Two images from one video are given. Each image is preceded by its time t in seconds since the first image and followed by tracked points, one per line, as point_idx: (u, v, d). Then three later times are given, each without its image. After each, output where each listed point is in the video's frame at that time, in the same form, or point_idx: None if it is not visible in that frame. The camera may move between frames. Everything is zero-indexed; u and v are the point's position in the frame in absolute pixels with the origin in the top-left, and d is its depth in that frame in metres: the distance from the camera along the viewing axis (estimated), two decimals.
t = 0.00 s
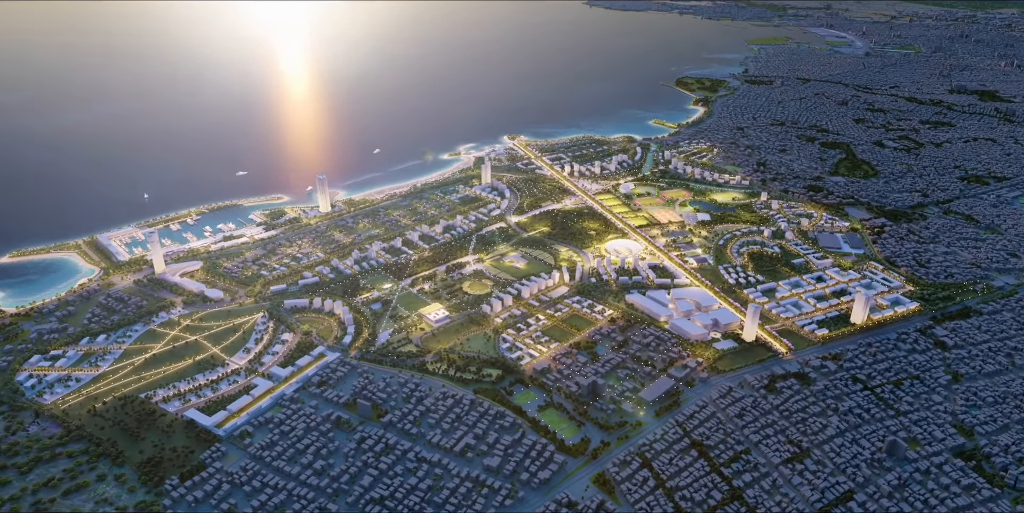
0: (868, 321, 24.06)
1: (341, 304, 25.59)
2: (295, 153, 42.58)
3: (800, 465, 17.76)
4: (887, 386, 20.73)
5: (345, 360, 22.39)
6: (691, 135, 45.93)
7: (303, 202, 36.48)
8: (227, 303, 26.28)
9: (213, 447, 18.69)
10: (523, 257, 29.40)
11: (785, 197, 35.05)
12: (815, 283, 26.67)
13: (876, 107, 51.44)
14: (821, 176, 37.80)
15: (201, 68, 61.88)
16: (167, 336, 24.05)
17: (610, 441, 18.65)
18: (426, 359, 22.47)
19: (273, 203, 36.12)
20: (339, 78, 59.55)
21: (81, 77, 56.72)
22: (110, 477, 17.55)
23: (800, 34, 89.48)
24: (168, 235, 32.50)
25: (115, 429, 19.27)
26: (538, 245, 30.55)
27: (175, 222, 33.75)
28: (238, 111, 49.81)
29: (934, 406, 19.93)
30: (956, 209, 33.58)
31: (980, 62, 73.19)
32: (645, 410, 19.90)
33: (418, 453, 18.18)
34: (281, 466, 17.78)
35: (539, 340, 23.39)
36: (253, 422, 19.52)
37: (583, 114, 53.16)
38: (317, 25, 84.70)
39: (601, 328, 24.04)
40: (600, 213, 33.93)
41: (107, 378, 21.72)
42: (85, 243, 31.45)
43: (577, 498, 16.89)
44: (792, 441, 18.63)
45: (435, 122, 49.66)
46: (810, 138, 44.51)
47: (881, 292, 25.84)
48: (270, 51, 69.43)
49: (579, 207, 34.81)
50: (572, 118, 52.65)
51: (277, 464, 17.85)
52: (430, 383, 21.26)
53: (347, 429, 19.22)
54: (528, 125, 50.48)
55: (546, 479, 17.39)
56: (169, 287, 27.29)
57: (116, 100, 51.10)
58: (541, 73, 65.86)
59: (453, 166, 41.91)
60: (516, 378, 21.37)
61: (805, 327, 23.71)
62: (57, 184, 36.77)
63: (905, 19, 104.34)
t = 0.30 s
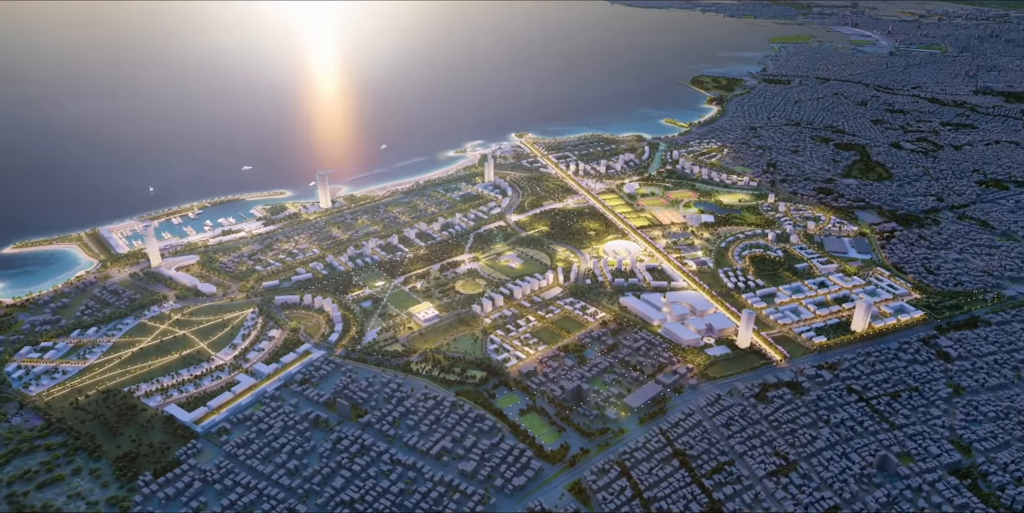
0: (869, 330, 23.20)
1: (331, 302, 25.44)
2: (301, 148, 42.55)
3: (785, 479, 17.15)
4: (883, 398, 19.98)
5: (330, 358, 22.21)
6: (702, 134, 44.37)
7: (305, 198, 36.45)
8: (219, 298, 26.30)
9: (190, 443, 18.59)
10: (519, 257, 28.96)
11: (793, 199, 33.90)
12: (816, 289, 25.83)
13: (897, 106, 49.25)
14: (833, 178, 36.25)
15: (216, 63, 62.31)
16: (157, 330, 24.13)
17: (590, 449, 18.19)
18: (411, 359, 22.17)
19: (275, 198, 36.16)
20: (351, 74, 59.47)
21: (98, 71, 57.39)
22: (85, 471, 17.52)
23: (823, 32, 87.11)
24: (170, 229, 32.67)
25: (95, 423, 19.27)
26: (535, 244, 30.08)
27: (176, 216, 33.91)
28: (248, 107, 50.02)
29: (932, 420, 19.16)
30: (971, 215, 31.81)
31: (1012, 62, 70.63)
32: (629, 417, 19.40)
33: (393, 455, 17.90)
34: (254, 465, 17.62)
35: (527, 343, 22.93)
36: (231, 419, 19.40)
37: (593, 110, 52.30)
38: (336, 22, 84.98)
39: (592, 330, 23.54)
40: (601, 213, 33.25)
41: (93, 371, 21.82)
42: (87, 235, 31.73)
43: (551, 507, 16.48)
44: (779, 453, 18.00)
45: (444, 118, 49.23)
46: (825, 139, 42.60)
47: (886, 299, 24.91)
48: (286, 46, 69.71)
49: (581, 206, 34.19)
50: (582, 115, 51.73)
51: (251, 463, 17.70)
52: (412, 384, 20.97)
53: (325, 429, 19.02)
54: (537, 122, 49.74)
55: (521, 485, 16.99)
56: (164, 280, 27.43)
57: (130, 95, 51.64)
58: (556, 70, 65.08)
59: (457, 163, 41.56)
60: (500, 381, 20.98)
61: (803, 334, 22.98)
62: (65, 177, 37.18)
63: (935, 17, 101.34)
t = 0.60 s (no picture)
0: (871, 339, 22.38)
1: (323, 298, 25.27)
2: (309, 142, 42.62)
3: (768, 493, 16.54)
4: (879, 410, 19.23)
5: (316, 355, 22.04)
6: (714, 134, 42.68)
7: (308, 192, 36.42)
8: (213, 291, 26.33)
9: (168, 437, 18.52)
10: (516, 255, 28.48)
11: (803, 200, 32.79)
12: (818, 294, 24.98)
13: (920, 107, 47.29)
14: (846, 180, 34.77)
15: (232, 58, 62.83)
16: (148, 323, 24.22)
17: (569, 455, 17.75)
18: (396, 357, 21.88)
19: (279, 192, 36.20)
20: (364, 70, 59.45)
21: (117, 64, 58.12)
22: (61, 463, 17.54)
23: (848, 30, 84.97)
24: (172, 221, 32.86)
25: (77, 414, 19.32)
26: (533, 242, 29.57)
27: (180, 209, 34.08)
28: (260, 101, 50.27)
29: (929, 434, 18.38)
30: (990, 220, 30.51)
31: None
32: (612, 423, 18.91)
33: (368, 456, 17.64)
34: (228, 461, 17.49)
35: (515, 344, 22.50)
36: (211, 414, 19.31)
37: (604, 104, 51.42)
38: (356, 19, 85.28)
39: (582, 332, 23.04)
40: (604, 212, 32.49)
41: (81, 362, 21.92)
42: (91, 227, 32.05)
43: None
44: (764, 465, 17.39)
45: (453, 115, 48.82)
46: (841, 140, 40.58)
47: (891, 307, 24.00)
48: (304, 42, 70.02)
49: (584, 205, 33.47)
50: (594, 112, 50.82)
51: (225, 459, 17.58)
52: (395, 383, 20.69)
53: (303, 427, 18.84)
54: (547, 119, 49.05)
55: (494, 490, 16.61)
56: (161, 273, 27.56)
57: (146, 88, 52.21)
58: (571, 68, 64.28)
59: (463, 160, 41.21)
60: (483, 382, 20.62)
61: (800, 342, 22.23)
62: (75, 167, 37.59)
63: (968, 16, 98.30)
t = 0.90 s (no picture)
0: (872, 348, 21.52)
1: (314, 293, 25.14)
2: (318, 138, 42.76)
3: (750, 506, 15.93)
4: (874, 423, 18.47)
5: (302, 351, 21.89)
6: (727, 133, 41.32)
7: (312, 187, 36.41)
8: (208, 284, 26.40)
9: (147, 429, 18.51)
10: (513, 253, 28.04)
11: (814, 202, 31.75)
12: (821, 300, 24.16)
13: (944, 108, 45.57)
14: (860, 182, 33.55)
15: (251, 53, 63.34)
16: (141, 314, 24.37)
17: (547, 460, 17.31)
18: (381, 355, 21.62)
19: (284, 186, 36.27)
20: (380, 68, 59.56)
21: (138, 58, 58.88)
22: (39, 452, 17.60)
23: (876, 29, 82.72)
24: (176, 213, 33.10)
25: (61, 404, 19.44)
26: (532, 240, 29.06)
27: (184, 201, 34.31)
28: (275, 98, 50.67)
29: (926, 450, 17.60)
30: (1011, 226, 29.20)
31: None
32: (594, 428, 18.41)
33: (343, 455, 17.39)
34: (203, 456, 17.40)
35: (503, 344, 22.07)
36: (191, 407, 19.24)
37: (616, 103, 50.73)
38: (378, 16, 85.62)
39: (573, 334, 22.56)
40: (607, 211, 31.77)
41: (72, 352, 22.12)
42: (97, 217, 32.43)
43: None
44: (748, 477, 16.77)
45: (464, 113, 48.56)
46: (857, 141, 38.88)
47: (896, 316, 23.08)
48: (323, 39, 70.42)
49: (587, 204, 32.73)
50: (607, 110, 50.11)
51: (201, 453, 17.50)
52: (378, 381, 20.44)
53: (281, 423, 18.68)
54: (559, 118, 48.48)
55: (467, 494, 16.25)
56: (159, 264, 27.74)
57: (164, 82, 52.82)
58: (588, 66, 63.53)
59: (470, 157, 40.87)
60: (467, 382, 20.26)
61: (797, 349, 21.48)
62: (87, 160, 38.16)
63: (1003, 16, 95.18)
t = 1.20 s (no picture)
0: (873, 357, 20.68)
1: (307, 287, 25.04)
2: (328, 134, 42.93)
3: None
4: (868, 436, 17.71)
5: (289, 344, 21.80)
6: (742, 133, 40.13)
7: (318, 181, 36.43)
8: (204, 275, 26.50)
9: (128, 420, 18.55)
10: (510, 251, 27.59)
11: (826, 205, 30.74)
12: (824, 306, 23.31)
13: (970, 110, 43.88)
14: (875, 185, 32.39)
15: (271, 48, 63.84)
16: (136, 304, 24.55)
17: (523, 463, 16.91)
18: (368, 351, 21.41)
19: (290, 180, 36.36)
20: (396, 64, 59.59)
21: (161, 51, 59.61)
22: (21, 439, 17.73)
23: (905, 29, 80.35)
24: (181, 204, 33.37)
25: (47, 392, 19.60)
26: (532, 238, 28.56)
27: (191, 193, 34.58)
28: (289, 92, 50.97)
29: (921, 466, 16.81)
30: None
31: None
32: (575, 432, 17.96)
33: (317, 451, 17.19)
34: (179, 448, 17.35)
35: (492, 343, 21.69)
36: (173, 399, 19.25)
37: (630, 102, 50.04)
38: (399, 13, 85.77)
39: (563, 335, 22.08)
40: (611, 210, 31.07)
41: (64, 340, 22.35)
42: (104, 207, 32.84)
43: None
44: (731, 488, 16.16)
45: (475, 110, 48.33)
46: (877, 143, 37.43)
47: (902, 325, 22.16)
48: (343, 35, 70.71)
49: (592, 203, 31.90)
50: (620, 109, 49.45)
51: (177, 446, 17.45)
52: (362, 377, 20.23)
53: (260, 417, 18.57)
54: (571, 116, 47.96)
55: (438, 496, 15.92)
56: (159, 255, 27.95)
57: (183, 75, 53.39)
58: (606, 64, 62.78)
59: (478, 153, 40.52)
60: (450, 381, 19.94)
61: (794, 356, 20.74)
62: (101, 151, 38.72)
63: None
